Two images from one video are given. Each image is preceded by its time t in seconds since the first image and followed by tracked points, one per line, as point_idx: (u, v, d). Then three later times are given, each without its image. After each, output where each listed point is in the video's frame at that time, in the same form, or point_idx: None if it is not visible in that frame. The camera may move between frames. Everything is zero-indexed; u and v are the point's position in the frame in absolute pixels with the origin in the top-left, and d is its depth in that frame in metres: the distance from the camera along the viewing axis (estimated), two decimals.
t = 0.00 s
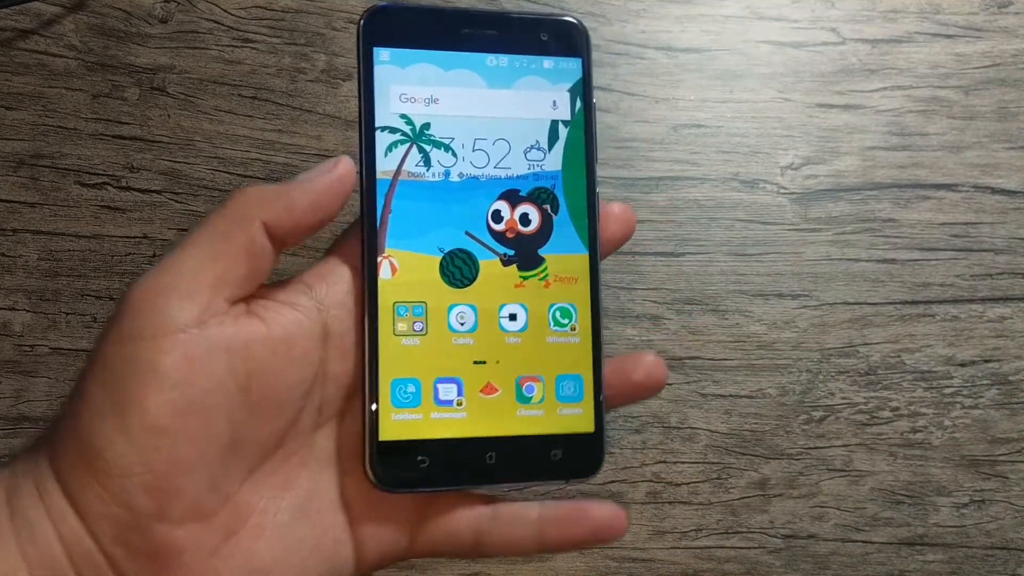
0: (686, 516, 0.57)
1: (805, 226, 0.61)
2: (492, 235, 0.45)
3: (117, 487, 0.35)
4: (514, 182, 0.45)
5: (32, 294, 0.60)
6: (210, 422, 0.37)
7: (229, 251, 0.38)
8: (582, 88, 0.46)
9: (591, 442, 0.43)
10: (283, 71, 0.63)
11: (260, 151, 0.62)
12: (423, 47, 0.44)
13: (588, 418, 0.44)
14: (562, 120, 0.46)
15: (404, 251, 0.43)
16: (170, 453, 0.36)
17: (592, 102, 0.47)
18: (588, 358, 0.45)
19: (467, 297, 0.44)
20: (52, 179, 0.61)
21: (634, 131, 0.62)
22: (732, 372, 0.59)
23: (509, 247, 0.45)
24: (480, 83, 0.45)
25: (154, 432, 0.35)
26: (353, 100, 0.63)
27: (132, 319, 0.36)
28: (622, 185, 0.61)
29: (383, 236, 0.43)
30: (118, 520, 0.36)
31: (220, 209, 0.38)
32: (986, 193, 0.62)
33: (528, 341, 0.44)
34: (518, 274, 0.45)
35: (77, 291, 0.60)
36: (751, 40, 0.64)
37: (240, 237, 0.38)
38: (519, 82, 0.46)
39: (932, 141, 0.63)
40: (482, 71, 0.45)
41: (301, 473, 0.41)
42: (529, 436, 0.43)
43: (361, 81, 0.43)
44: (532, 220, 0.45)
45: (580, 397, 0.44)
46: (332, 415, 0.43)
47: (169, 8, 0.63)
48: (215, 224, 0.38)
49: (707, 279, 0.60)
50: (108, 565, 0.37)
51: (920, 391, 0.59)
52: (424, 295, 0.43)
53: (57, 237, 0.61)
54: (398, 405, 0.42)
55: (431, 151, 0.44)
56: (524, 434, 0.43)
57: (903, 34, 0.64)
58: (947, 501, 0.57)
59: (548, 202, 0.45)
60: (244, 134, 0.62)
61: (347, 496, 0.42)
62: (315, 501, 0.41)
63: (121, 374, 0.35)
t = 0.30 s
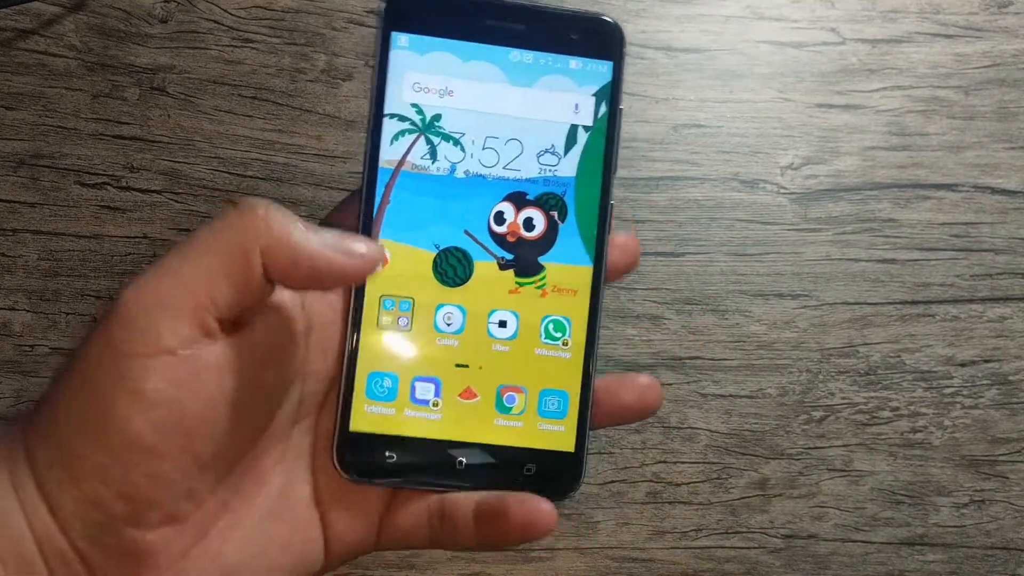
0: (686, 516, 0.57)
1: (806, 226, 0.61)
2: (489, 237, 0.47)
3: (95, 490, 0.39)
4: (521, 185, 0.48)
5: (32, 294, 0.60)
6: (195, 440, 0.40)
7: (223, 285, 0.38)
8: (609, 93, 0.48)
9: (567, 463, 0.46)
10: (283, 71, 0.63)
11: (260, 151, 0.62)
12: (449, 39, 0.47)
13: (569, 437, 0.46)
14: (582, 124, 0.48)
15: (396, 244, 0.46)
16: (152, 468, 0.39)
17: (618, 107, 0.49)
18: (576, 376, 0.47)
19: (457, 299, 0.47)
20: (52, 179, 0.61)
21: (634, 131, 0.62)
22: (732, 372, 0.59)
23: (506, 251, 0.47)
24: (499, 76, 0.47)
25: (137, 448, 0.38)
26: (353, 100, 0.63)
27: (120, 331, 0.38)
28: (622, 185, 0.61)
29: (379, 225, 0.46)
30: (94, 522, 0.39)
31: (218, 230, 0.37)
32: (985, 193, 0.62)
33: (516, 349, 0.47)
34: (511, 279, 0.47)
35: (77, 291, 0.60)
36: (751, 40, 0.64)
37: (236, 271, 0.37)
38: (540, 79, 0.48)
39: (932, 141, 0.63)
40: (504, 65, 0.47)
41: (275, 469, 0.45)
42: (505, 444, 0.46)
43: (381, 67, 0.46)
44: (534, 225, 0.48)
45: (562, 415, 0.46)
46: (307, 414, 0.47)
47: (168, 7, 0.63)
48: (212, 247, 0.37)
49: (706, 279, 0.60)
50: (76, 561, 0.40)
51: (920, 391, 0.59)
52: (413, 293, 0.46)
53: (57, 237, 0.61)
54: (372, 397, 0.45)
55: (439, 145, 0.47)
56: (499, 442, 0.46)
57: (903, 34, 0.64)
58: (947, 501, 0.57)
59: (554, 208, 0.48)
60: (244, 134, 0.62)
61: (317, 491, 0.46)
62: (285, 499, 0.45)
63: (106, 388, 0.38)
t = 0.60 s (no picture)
0: (686, 516, 0.57)
1: (805, 226, 0.61)
2: (540, 222, 0.48)
3: (170, 513, 0.41)
4: (561, 169, 0.49)
5: (32, 294, 0.60)
6: (270, 486, 0.42)
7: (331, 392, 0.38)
8: (639, 72, 0.48)
9: (635, 432, 0.45)
10: (283, 71, 0.63)
11: (260, 151, 0.62)
12: (481, 38, 0.48)
13: (633, 407, 0.46)
14: (617, 104, 0.49)
15: (450, 238, 0.48)
16: (227, 508, 0.41)
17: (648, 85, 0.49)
18: (633, 348, 0.47)
19: (512, 284, 0.48)
20: (52, 179, 0.61)
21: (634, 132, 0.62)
22: (732, 372, 0.59)
23: (557, 234, 0.48)
24: (532, 69, 0.49)
25: (222, 488, 0.40)
26: (353, 100, 0.63)
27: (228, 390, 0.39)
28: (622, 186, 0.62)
29: (431, 222, 0.48)
30: (163, 536, 0.42)
31: (344, 342, 0.38)
32: (986, 193, 0.62)
33: (573, 327, 0.47)
34: (565, 260, 0.48)
35: (77, 291, 0.60)
36: (751, 40, 0.64)
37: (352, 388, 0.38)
38: (572, 66, 0.49)
39: (932, 141, 0.63)
40: (535, 57, 0.49)
41: (328, 481, 0.47)
42: (570, 420, 0.46)
43: (419, 72, 0.48)
44: (580, 207, 0.48)
45: (625, 385, 0.46)
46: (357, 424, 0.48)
47: (168, 8, 0.63)
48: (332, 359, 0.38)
49: (706, 279, 0.60)
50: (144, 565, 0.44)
51: (920, 391, 0.59)
52: (468, 282, 0.48)
53: (57, 237, 0.61)
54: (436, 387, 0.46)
55: (481, 139, 0.49)
56: (566, 418, 0.46)
57: (903, 34, 0.64)
58: (947, 501, 0.57)
59: (599, 188, 0.48)
60: (244, 134, 0.62)
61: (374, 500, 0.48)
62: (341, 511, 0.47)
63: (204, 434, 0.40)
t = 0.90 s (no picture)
0: (686, 516, 0.57)
1: (805, 226, 0.61)
2: (583, 209, 0.48)
3: (245, 516, 0.40)
4: (602, 157, 0.48)
5: (32, 294, 0.60)
6: (341, 496, 0.40)
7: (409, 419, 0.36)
8: (675, 58, 0.47)
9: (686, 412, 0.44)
10: (283, 71, 0.63)
11: (260, 151, 0.62)
12: (517, 32, 0.48)
13: (684, 388, 0.45)
14: (655, 91, 0.48)
15: (496, 229, 0.47)
16: (303, 515, 0.40)
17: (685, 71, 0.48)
18: (682, 329, 0.46)
19: (558, 272, 0.47)
20: (52, 179, 0.61)
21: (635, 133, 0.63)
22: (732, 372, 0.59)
23: (601, 221, 0.47)
24: (569, 60, 0.48)
25: (296, 496, 0.39)
26: (353, 100, 0.63)
27: (307, 402, 0.36)
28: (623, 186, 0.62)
29: (478, 215, 0.47)
30: (234, 535, 0.41)
31: (424, 367, 0.35)
32: (985, 193, 0.62)
33: (621, 312, 0.47)
34: (610, 246, 0.47)
35: (77, 291, 0.60)
36: (751, 40, 0.64)
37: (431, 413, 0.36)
38: (609, 55, 0.48)
39: (932, 141, 0.63)
40: (571, 48, 0.48)
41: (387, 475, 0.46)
42: (622, 403, 0.45)
43: (457, 68, 0.47)
44: (623, 193, 0.48)
45: (675, 367, 0.45)
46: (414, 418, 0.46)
47: (168, 7, 0.63)
48: (412, 386, 0.35)
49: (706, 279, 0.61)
50: (213, 560, 0.43)
51: (920, 391, 0.59)
52: (515, 270, 0.47)
53: (57, 237, 0.61)
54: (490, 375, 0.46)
55: (522, 131, 0.48)
56: (618, 402, 0.45)
57: (903, 34, 0.64)
58: (947, 501, 0.57)
59: (640, 174, 0.47)
60: (244, 134, 0.62)
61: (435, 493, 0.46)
62: (401, 505, 0.46)
63: (280, 443, 0.37)
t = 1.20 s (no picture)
0: (686, 516, 0.57)
1: (805, 226, 0.61)
2: (629, 220, 0.47)
3: (300, 504, 0.41)
4: (647, 169, 0.48)
5: (32, 294, 0.60)
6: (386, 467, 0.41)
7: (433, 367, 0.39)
8: (715, 73, 0.47)
9: (733, 418, 0.45)
10: (283, 71, 0.63)
11: (260, 151, 0.62)
12: (563, 47, 0.48)
13: (731, 396, 0.45)
14: (695, 106, 0.48)
15: (546, 240, 0.47)
16: (354, 490, 0.41)
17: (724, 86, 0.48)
18: (727, 339, 0.46)
19: (606, 282, 0.47)
20: (53, 179, 0.61)
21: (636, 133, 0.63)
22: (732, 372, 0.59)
23: (646, 231, 0.47)
24: (614, 74, 0.48)
25: (345, 478, 0.40)
26: (353, 100, 0.63)
27: (342, 377, 0.38)
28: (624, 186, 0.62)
29: (528, 227, 0.47)
30: (294, 528, 0.42)
31: (444, 307, 0.38)
32: (985, 193, 0.62)
33: (668, 322, 0.47)
34: (655, 256, 0.47)
35: (77, 291, 0.60)
36: (751, 40, 0.64)
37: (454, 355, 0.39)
38: (651, 70, 0.48)
39: (932, 141, 0.63)
40: (615, 63, 0.48)
41: (438, 479, 0.46)
42: (671, 411, 0.45)
43: (504, 83, 0.47)
44: (667, 205, 0.47)
45: (721, 373, 0.46)
46: (465, 424, 0.47)
47: (168, 7, 0.63)
48: (430, 336, 0.38)
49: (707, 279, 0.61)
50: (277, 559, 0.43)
51: (920, 391, 0.59)
52: (564, 281, 0.47)
53: (57, 237, 0.61)
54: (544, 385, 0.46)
55: (569, 145, 0.48)
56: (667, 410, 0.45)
57: (903, 34, 0.64)
58: (947, 501, 0.57)
59: (683, 186, 0.47)
60: (244, 134, 0.62)
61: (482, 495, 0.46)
62: (454, 508, 0.45)
63: (322, 425, 0.39)
